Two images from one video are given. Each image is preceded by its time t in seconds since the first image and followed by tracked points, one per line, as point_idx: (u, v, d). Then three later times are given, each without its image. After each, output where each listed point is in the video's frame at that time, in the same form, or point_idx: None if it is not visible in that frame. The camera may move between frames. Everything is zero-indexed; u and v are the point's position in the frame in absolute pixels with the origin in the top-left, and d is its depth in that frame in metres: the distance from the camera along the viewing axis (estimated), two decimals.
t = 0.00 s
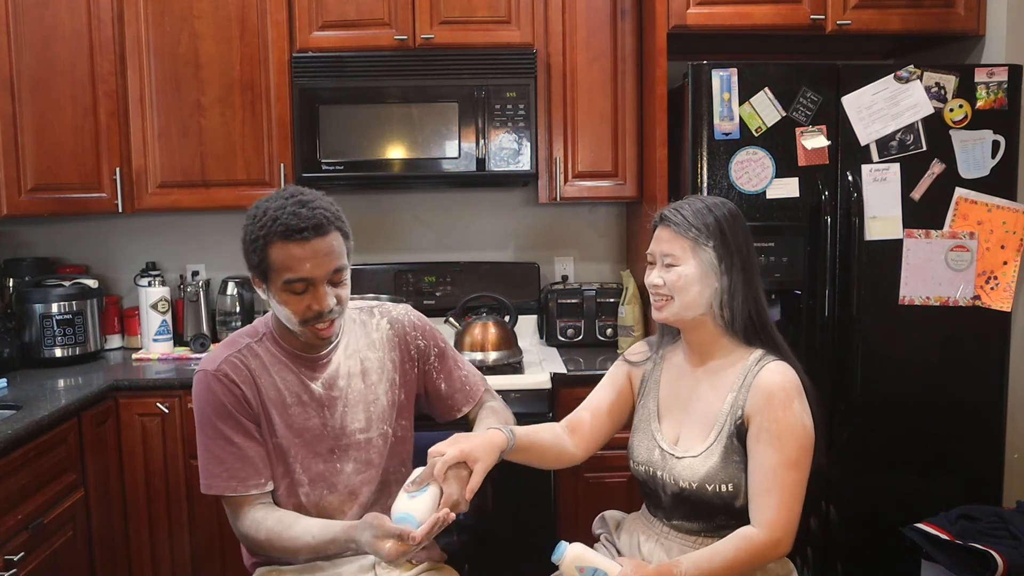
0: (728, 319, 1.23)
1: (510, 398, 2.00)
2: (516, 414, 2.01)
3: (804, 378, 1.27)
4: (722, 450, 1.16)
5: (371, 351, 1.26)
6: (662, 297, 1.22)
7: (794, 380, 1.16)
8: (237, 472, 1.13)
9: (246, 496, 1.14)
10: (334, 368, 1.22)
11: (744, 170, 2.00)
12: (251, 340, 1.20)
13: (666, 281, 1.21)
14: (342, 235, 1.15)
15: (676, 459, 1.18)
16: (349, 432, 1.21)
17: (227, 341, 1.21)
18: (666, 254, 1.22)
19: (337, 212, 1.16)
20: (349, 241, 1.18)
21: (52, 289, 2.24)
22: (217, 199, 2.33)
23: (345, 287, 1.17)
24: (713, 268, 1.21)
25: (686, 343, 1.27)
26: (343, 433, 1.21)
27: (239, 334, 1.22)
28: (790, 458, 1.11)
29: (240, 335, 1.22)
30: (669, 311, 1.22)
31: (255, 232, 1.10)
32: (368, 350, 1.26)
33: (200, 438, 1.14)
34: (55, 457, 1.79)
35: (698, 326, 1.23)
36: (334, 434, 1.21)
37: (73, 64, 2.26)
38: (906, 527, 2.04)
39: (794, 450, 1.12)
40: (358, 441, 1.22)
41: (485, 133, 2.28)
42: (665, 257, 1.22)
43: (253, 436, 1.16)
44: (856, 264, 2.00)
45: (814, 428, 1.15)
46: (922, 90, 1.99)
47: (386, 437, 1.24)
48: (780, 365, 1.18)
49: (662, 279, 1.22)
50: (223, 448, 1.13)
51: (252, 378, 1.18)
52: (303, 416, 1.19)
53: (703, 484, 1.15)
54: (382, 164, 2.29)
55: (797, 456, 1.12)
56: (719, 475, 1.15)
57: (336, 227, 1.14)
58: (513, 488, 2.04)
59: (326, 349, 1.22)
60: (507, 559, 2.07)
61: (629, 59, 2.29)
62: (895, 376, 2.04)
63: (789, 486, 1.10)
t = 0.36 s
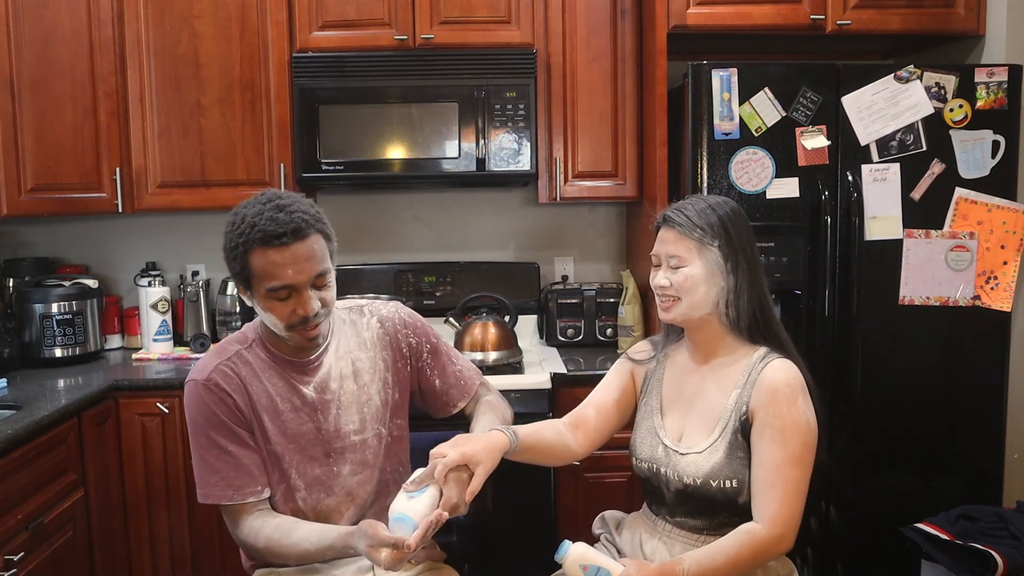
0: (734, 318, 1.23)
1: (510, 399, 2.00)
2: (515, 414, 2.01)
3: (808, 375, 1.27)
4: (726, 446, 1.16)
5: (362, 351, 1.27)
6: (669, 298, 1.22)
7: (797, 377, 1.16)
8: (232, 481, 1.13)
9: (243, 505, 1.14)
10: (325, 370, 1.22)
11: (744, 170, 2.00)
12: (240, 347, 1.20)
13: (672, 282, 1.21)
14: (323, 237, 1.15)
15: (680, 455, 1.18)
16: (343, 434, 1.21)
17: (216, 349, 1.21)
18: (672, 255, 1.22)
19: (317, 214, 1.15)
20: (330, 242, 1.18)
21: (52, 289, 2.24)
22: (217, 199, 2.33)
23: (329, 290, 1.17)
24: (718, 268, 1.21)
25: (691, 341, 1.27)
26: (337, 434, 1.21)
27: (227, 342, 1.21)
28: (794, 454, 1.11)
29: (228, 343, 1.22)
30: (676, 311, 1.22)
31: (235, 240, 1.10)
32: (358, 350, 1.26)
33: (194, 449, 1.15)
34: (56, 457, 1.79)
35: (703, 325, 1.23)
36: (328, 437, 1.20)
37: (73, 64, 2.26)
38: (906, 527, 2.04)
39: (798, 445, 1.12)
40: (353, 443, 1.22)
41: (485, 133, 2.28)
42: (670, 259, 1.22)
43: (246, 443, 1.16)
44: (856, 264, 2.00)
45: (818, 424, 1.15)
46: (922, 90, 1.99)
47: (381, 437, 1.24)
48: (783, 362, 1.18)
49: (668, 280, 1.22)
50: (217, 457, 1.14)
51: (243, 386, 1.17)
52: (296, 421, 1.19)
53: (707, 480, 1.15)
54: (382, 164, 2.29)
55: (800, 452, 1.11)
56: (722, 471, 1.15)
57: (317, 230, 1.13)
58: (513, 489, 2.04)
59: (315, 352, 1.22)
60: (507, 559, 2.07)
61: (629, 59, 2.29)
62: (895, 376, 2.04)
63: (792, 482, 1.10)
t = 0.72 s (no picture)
0: (729, 320, 1.24)
1: (510, 398, 2.00)
2: (515, 414, 2.01)
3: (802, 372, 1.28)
4: (721, 444, 1.16)
5: (374, 355, 1.26)
6: (667, 305, 1.22)
7: (791, 373, 1.16)
8: (240, 478, 1.13)
9: (250, 502, 1.14)
10: (336, 371, 1.22)
11: (744, 170, 2.00)
12: (252, 344, 1.20)
13: (670, 289, 1.21)
14: (334, 233, 1.15)
15: (677, 454, 1.18)
16: (351, 437, 1.21)
17: (228, 345, 1.20)
18: (668, 263, 1.21)
19: (328, 211, 1.16)
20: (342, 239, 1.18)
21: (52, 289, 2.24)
22: (217, 199, 2.33)
23: (340, 285, 1.17)
24: (714, 273, 1.21)
25: (687, 344, 1.27)
26: (346, 436, 1.21)
27: (241, 339, 1.21)
28: (789, 450, 1.11)
29: (240, 340, 1.22)
30: (674, 318, 1.22)
31: (247, 234, 1.10)
32: (370, 355, 1.26)
33: (203, 444, 1.14)
34: (56, 457, 1.79)
35: (700, 330, 1.23)
36: (337, 439, 1.20)
37: (73, 64, 2.26)
38: (906, 527, 2.04)
39: (793, 442, 1.12)
40: (361, 446, 1.21)
41: (485, 133, 2.28)
42: (666, 266, 1.21)
43: (255, 441, 1.16)
44: (856, 264, 2.00)
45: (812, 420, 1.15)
46: (922, 90, 1.99)
47: (389, 442, 1.24)
48: (776, 359, 1.19)
49: (665, 287, 1.21)
50: (226, 454, 1.13)
51: (254, 383, 1.17)
52: (305, 421, 1.19)
53: (704, 478, 1.16)
54: (382, 164, 2.29)
55: (795, 449, 1.12)
56: (719, 469, 1.15)
57: (327, 225, 1.14)
58: (513, 489, 2.04)
59: (328, 352, 1.22)
60: (507, 560, 2.06)
61: (629, 59, 2.29)
62: (895, 376, 2.04)
63: (789, 479, 1.10)
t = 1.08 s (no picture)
0: (718, 319, 1.23)
1: (510, 398, 2.00)
2: (515, 414, 2.01)
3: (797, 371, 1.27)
4: (716, 444, 1.16)
5: (381, 359, 1.24)
6: (656, 300, 1.23)
7: (784, 371, 1.17)
8: (233, 468, 1.15)
9: (242, 492, 1.15)
10: (340, 370, 1.20)
11: (744, 170, 2.00)
12: (259, 336, 1.21)
13: (658, 284, 1.22)
14: (330, 225, 1.15)
15: (671, 456, 1.18)
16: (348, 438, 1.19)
17: (235, 335, 1.22)
18: (656, 257, 1.22)
19: (333, 204, 1.17)
20: (343, 234, 1.18)
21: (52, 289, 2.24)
22: (217, 199, 2.33)
23: (333, 275, 1.16)
24: (703, 269, 1.21)
25: (679, 342, 1.27)
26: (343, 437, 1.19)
27: (251, 331, 1.23)
28: (784, 448, 1.11)
29: (251, 331, 1.24)
30: (662, 313, 1.22)
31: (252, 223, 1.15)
32: (377, 358, 1.24)
33: (204, 429, 1.17)
34: (56, 457, 1.79)
35: (689, 326, 1.23)
36: (334, 439, 1.19)
37: (73, 64, 2.26)
38: (906, 527, 2.04)
39: (787, 440, 1.12)
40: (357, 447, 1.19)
41: (485, 133, 2.28)
42: (655, 261, 1.22)
43: (253, 433, 1.18)
44: (856, 264, 2.00)
45: (806, 418, 1.15)
46: (922, 90, 1.99)
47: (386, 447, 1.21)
48: (769, 357, 1.19)
49: (653, 282, 1.22)
50: (223, 442, 1.15)
51: (257, 376, 1.18)
52: (304, 417, 1.18)
53: (698, 479, 1.16)
54: (382, 164, 2.29)
55: (790, 447, 1.12)
56: (713, 469, 1.15)
57: (322, 216, 1.14)
58: (513, 489, 2.04)
59: (334, 349, 1.21)
60: (507, 560, 2.06)
61: (629, 59, 2.29)
62: (895, 376, 2.04)
63: (784, 477, 1.10)
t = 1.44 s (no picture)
0: (708, 317, 1.22)
1: (509, 399, 2.00)
2: (515, 414, 2.01)
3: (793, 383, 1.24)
4: (702, 449, 1.16)
5: (305, 365, 1.11)
6: (645, 289, 1.22)
7: (771, 375, 1.15)
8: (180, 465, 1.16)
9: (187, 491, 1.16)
10: (263, 377, 1.10)
11: (744, 170, 2.00)
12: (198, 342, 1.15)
13: (650, 273, 1.22)
14: (205, 227, 1.04)
15: (659, 460, 1.19)
16: (274, 445, 1.10)
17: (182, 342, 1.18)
18: (652, 246, 1.23)
19: (220, 206, 1.06)
20: (224, 238, 1.05)
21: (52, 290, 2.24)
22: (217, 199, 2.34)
23: (199, 277, 1.04)
24: (697, 264, 1.21)
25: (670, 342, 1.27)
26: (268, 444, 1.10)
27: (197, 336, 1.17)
28: (773, 453, 1.10)
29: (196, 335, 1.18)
30: (651, 304, 1.22)
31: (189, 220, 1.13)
32: (302, 362, 1.11)
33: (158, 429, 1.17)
34: (56, 457, 1.79)
35: (677, 322, 1.22)
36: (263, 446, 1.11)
37: (73, 64, 2.26)
38: (906, 527, 2.04)
39: (775, 444, 1.10)
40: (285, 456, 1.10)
41: (485, 133, 2.28)
42: (650, 249, 1.23)
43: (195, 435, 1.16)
44: (856, 264, 2.00)
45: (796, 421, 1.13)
46: (922, 90, 1.99)
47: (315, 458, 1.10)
48: (756, 361, 1.17)
49: (646, 270, 1.22)
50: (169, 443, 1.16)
51: (190, 382, 1.13)
52: (234, 423, 1.11)
53: (685, 483, 1.16)
54: (382, 164, 2.29)
55: (779, 451, 1.10)
56: (699, 474, 1.15)
57: (197, 217, 1.05)
58: (513, 489, 2.04)
59: (261, 355, 1.11)
60: (507, 560, 2.06)
61: (629, 59, 2.29)
62: (895, 377, 2.04)
63: (774, 483, 1.09)
